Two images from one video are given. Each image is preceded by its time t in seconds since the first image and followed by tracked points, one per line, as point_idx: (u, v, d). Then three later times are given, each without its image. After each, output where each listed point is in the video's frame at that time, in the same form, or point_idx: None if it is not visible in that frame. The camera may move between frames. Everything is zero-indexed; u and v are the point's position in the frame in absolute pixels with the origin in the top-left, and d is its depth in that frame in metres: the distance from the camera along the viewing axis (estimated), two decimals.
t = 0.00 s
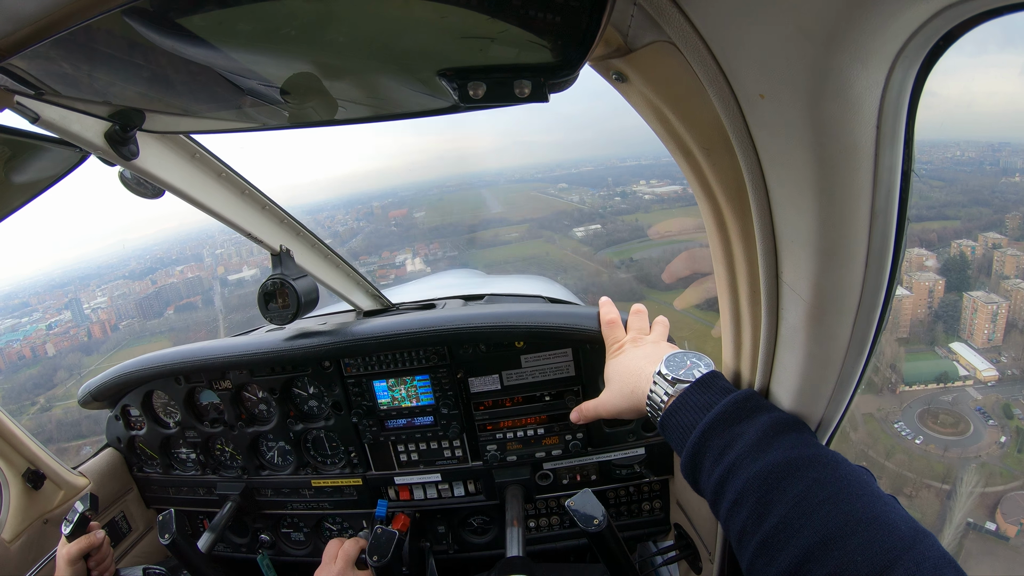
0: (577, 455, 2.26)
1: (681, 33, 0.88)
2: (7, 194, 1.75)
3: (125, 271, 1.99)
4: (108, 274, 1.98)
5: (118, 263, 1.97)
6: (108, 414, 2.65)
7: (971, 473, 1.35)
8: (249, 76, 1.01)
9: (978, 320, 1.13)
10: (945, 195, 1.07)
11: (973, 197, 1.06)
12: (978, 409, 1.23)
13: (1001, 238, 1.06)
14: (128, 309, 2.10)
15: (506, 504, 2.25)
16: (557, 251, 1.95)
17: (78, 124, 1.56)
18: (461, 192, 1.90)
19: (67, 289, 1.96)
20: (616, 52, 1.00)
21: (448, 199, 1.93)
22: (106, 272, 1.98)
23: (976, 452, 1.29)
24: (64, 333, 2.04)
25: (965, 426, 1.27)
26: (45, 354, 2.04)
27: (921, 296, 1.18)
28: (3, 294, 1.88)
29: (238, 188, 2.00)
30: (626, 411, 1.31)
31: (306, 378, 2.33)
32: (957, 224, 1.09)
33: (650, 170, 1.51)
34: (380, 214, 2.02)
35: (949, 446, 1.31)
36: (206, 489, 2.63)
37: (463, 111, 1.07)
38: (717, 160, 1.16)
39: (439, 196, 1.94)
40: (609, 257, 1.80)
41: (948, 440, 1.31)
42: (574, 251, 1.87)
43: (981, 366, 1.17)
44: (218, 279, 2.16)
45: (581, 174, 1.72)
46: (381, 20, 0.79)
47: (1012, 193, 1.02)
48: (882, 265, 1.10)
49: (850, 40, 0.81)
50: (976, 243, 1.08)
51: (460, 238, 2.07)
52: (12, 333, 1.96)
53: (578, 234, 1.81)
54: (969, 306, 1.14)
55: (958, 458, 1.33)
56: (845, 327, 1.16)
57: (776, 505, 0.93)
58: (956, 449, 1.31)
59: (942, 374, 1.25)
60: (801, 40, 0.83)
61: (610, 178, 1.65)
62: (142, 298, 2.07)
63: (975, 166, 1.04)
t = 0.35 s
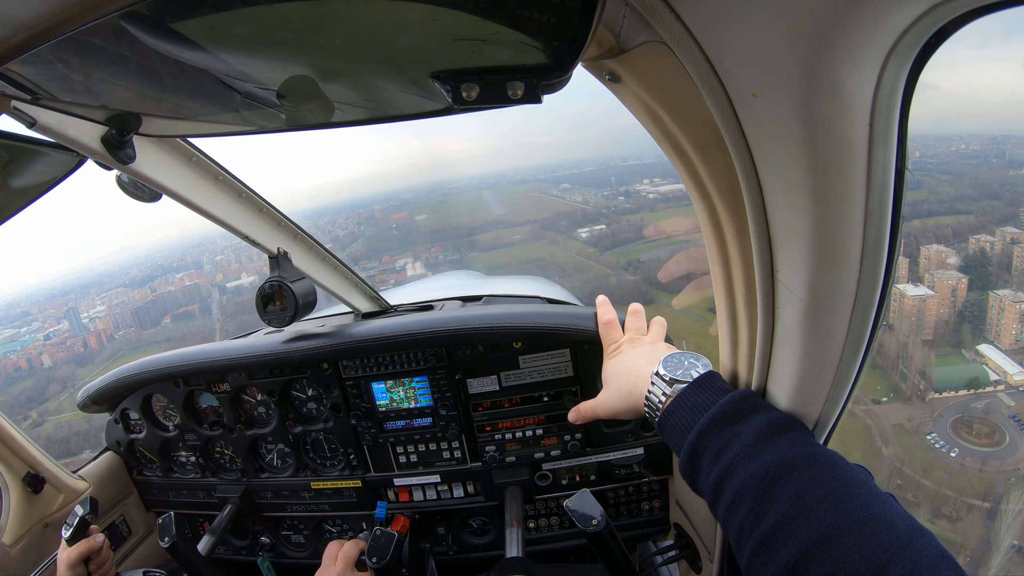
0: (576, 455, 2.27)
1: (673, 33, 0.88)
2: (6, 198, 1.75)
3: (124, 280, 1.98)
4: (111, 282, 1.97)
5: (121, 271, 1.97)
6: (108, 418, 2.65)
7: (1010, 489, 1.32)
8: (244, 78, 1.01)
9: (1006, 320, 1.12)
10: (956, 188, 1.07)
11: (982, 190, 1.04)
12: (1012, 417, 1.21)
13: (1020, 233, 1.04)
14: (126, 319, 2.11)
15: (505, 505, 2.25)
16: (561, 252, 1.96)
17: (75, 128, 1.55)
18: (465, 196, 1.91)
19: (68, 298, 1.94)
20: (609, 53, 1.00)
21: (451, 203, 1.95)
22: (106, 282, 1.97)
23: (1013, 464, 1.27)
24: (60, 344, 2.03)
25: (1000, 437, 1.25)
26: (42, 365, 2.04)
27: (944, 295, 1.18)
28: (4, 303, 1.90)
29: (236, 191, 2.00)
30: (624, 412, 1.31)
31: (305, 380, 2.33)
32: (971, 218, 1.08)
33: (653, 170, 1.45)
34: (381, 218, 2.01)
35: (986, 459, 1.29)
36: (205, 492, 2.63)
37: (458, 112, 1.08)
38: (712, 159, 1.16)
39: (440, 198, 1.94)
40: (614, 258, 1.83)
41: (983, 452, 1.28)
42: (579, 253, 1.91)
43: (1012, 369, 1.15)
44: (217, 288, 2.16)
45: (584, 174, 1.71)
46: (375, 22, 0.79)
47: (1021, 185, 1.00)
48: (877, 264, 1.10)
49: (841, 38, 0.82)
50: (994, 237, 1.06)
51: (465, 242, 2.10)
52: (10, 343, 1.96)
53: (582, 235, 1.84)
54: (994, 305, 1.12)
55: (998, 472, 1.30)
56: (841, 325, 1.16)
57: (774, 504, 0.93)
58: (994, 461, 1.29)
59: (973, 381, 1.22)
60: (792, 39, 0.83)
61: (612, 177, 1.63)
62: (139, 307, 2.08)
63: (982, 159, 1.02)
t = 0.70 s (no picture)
0: (578, 458, 2.27)
1: (680, 41, 0.88)
2: (12, 196, 1.76)
3: (122, 279, 1.99)
4: (111, 281, 1.98)
5: (121, 271, 1.97)
6: (111, 417, 2.66)
7: None
8: (252, 80, 1.02)
9: None
10: (970, 196, 1.08)
11: (997, 198, 1.04)
12: None
13: None
14: (118, 321, 2.12)
15: (508, 508, 2.26)
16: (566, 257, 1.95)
17: (84, 128, 1.56)
18: (470, 200, 1.93)
19: (65, 297, 1.97)
20: (616, 60, 1.00)
21: (455, 205, 1.95)
22: (105, 279, 1.98)
23: None
24: (54, 343, 2.04)
25: None
26: (35, 365, 2.05)
27: (968, 308, 1.15)
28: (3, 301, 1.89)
29: (241, 192, 2.01)
30: (628, 416, 1.31)
31: (308, 381, 2.33)
32: (986, 226, 1.07)
33: (659, 175, 1.46)
34: (384, 219, 2.03)
35: None
36: (207, 492, 2.63)
37: (465, 116, 1.08)
38: (717, 165, 1.16)
39: (444, 201, 1.95)
40: (621, 263, 1.82)
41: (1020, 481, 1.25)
42: (585, 258, 1.90)
43: None
44: (215, 289, 2.15)
45: (589, 179, 1.72)
46: (384, 24, 0.80)
47: None
48: (881, 270, 1.10)
49: (847, 48, 0.82)
50: (1014, 247, 1.06)
51: (468, 246, 2.10)
52: (6, 342, 1.98)
53: (588, 240, 1.83)
54: None
55: None
56: (844, 331, 1.16)
57: (777, 506, 0.93)
58: None
59: (1005, 401, 1.20)
60: (799, 48, 0.84)
61: (618, 182, 1.64)
62: (135, 307, 2.09)
63: (993, 165, 1.02)
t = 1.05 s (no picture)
0: (580, 461, 2.27)
1: (679, 47, 0.89)
2: (15, 201, 1.77)
3: (117, 282, 2.00)
4: (107, 283, 1.98)
5: (117, 274, 1.98)
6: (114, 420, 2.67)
7: None
8: (254, 85, 1.02)
9: None
10: (979, 197, 1.04)
11: (1008, 200, 1.00)
12: None
13: None
14: (112, 325, 2.12)
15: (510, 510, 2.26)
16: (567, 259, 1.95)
17: (87, 134, 1.57)
18: (471, 200, 1.94)
19: (59, 300, 1.97)
20: (615, 65, 1.01)
21: (456, 206, 1.96)
22: (102, 282, 1.98)
23: None
24: (46, 348, 2.02)
25: None
26: (27, 370, 2.04)
27: (992, 315, 1.10)
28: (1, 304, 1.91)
29: (243, 196, 2.01)
30: (629, 417, 1.31)
31: (311, 385, 2.34)
32: (999, 228, 1.04)
33: (660, 175, 1.46)
34: (383, 221, 2.03)
35: None
36: (210, 495, 2.64)
37: (466, 121, 1.08)
38: (716, 169, 1.17)
39: (444, 203, 1.95)
40: (626, 266, 1.81)
41: None
42: (587, 261, 1.90)
43: None
44: (210, 292, 2.14)
45: (590, 180, 1.72)
46: (383, 30, 0.80)
47: None
48: (879, 272, 1.11)
49: (843, 52, 0.83)
50: None
51: (467, 249, 2.09)
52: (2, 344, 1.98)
53: (591, 242, 1.83)
54: None
55: None
56: (844, 333, 1.17)
57: (777, 507, 0.93)
58: None
59: None
60: (795, 54, 0.84)
61: (620, 183, 1.63)
62: (130, 310, 2.09)
63: (997, 166, 0.99)
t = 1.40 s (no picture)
0: (579, 462, 2.27)
1: (678, 48, 0.89)
2: (14, 203, 1.77)
3: (107, 282, 1.98)
4: (99, 282, 1.96)
5: (108, 274, 1.97)
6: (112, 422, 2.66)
7: None
8: (253, 86, 1.02)
9: None
10: (981, 200, 1.02)
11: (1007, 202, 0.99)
12: None
13: None
14: (98, 326, 2.09)
15: (508, 512, 2.26)
16: (565, 261, 1.96)
17: (86, 135, 1.57)
18: (466, 200, 1.93)
19: (44, 302, 1.94)
20: (614, 66, 1.01)
21: (452, 206, 1.95)
22: (94, 280, 1.96)
23: None
24: (31, 349, 2.00)
25: None
26: (12, 372, 2.04)
27: (1012, 323, 1.06)
28: None
29: (242, 198, 2.01)
30: (628, 419, 1.31)
31: (310, 386, 2.34)
32: (1004, 232, 1.02)
33: (659, 176, 1.46)
34: (378, 221, 2.04)
35: None
36: (209, 497, 2.64)
37: (465, 123, 1.08)
38: (714, 171, 1.17)
39: (441, 203, 1.95)
40: (626, 268, 1.81)
41: None
42: (586, 263, 1.90)
43: None
44: (199, 292, 2.14)
45: (587, 180, 1.72)
46: (382, 32, 0.80)
47: None
48: (877, 273, 1.11)
49: (842, 55, 0.83)
50: None
51: (462, 249, 2.10)
52: None
53: (588, 244, 1.82)
54: None
55: None
56: (842, 334, 1.17)
57: (776, 509, 0.93)
58: None
59: None
60: (795, 56, 0.84)
61: (618, 184, 1.63)
62: (118, 311, 2.06)
63: (996, 169, 0.99)
